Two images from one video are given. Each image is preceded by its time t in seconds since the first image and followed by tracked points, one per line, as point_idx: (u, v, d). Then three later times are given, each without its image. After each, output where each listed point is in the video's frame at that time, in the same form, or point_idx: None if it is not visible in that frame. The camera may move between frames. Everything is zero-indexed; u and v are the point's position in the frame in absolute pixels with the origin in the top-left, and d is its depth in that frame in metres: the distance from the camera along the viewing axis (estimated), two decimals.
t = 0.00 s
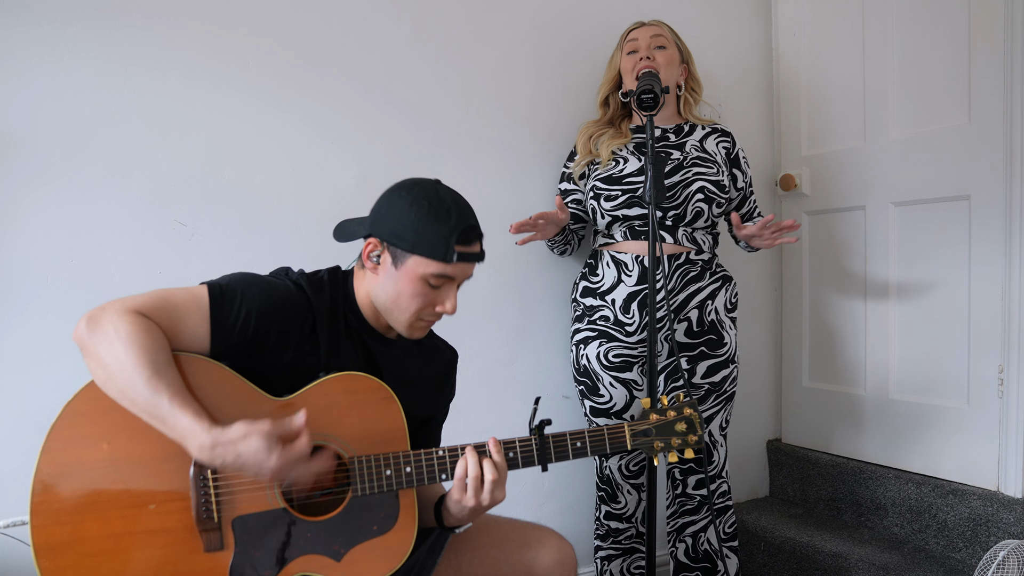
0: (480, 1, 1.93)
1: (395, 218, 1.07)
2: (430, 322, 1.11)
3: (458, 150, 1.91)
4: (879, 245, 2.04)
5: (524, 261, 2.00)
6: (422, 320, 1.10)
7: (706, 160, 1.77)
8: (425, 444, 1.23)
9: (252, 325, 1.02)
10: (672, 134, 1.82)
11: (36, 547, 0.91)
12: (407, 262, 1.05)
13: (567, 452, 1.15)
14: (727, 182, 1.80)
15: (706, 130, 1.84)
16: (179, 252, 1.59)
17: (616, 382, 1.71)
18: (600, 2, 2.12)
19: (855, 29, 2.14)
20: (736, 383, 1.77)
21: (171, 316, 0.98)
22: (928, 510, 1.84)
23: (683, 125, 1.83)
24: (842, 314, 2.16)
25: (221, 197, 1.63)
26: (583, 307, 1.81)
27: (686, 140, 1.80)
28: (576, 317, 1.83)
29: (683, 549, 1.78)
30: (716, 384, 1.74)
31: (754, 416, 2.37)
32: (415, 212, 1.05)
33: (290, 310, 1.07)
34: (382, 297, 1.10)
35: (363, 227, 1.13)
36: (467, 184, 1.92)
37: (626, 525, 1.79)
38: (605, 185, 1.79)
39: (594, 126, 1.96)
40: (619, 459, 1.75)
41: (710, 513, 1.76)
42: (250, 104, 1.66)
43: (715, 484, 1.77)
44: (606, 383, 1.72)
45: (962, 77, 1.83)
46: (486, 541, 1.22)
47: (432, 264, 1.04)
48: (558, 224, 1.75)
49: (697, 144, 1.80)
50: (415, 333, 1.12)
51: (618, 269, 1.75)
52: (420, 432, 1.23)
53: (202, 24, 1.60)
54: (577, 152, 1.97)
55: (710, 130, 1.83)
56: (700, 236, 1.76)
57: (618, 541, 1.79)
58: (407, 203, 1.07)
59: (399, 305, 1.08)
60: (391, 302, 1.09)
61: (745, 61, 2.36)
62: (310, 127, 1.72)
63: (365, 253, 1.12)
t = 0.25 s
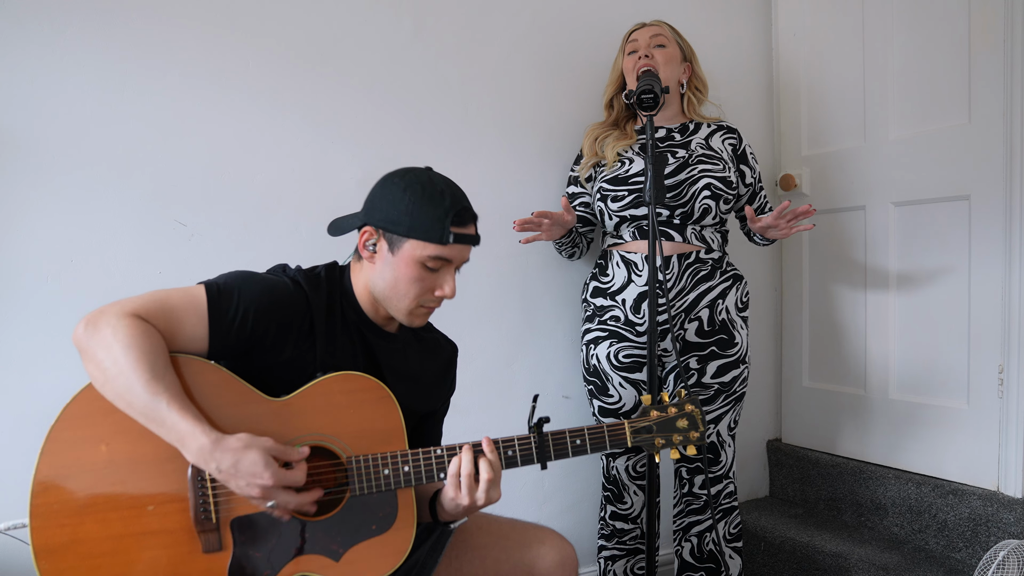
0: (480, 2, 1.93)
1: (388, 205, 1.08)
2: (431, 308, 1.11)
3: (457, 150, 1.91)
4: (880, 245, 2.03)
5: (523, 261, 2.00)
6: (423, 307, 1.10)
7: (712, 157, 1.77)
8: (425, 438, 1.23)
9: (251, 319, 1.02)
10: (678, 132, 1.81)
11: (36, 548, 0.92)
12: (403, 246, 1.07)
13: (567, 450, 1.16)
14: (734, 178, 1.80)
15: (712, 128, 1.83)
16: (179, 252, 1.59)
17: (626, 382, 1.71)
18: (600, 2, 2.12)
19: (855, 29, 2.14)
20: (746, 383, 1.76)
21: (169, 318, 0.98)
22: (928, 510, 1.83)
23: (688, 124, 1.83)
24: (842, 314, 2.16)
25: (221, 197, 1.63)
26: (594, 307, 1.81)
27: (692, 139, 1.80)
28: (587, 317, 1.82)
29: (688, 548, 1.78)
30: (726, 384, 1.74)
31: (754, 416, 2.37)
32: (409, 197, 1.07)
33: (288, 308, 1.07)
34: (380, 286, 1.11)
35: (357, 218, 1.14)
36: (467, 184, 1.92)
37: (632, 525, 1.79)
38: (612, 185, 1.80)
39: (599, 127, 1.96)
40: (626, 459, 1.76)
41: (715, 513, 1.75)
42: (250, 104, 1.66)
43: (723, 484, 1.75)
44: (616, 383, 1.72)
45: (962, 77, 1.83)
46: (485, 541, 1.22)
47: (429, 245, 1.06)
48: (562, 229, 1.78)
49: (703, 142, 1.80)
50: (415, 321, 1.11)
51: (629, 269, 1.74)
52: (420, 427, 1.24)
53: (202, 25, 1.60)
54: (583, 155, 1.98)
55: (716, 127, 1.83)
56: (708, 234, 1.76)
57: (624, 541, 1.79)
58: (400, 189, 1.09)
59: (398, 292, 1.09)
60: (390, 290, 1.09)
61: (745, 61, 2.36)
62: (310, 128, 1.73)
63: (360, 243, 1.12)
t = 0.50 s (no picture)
0: (480, 2, 1.93)
1: (377, 196, 1.10)
2: (427, 297, 1.12)
3: (457, 150, 1.91)
4: (880, 245, 2.03)
5: (523, 261, 2.00)
6: (418, 296, 1.11)
7: (719, 155, 1.77)
8: (421, 436, 1.24)
9: (244, 319, 1.03)
10: (683, 132, 1.82)
11: (34, 552, 0.92)
12: (394, 234, 1.08)
13: (562, 446, 1.16)
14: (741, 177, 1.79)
15: (717, 126, 1.83)
16: (178, 252, 1.59)
17: (635, 383, 1.72)
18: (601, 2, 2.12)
19: (855, 29, 2.14)
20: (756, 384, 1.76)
21: (161, 319, 0.98)
22: (928, 510, 1.83)
23: (694, 123, 1.83)
24: (842, 313, 2.16)
25: (220, 197, 1.63)
26: (604, 308, 1.81)
27: (697, 138, 1.80)
28: (597, 318, 1.83)
29: (693, 547, 1.78)
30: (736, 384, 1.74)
31: (754, 416, 2.37)
32: (396, 186, 1.09)
33: (281, 308, 1.08)
34: (373, 278, 1.11)
35: (345, 215, 1.15)
36: (467, 184, 1.92)
37: (637, 525, 1.79)
38: (619, 186, 1.80)
39: (604, 130, 1.97)
40: (633, 459, 1.76)
41: (723, 513, 1.75)
42: (250, 104, 1.66)
43: (730, 484, 1.75)
44: (625, 383, 1.72)
45: (962, 77, 1.83)
46: (485, 541, 1.22)
47: (420, 231, 1.07)
48: (567, 223, 1.74)
49: (709, 141, 1.80)
50: (411, 311, 1.12)
51: (638, 270, 1.74)
52: (416, 425, 1.25)
53: (202, 25, 1.60)
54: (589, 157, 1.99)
55: (722, 125, 1.83)
56: (717, 233, 1.76)
57: (628, 541, 1.79)
58: (386, 179, 1.11)
59: (392, 282, 1.09)
60: (383, 281, 1.10)
61: (745, 61, 2.36)
62: (310, 127, 1.73)
63: (350, 237, 1.13)
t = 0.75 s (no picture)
0: (480, 2, 1.93)
1: (375, 195, 1.10)
2: (425, 296, 1.12)
3: (457, 150, 1.91)
4: (880, 245, 2.03)
5: (523, 260, 2.00)
6: (416, 295, 1.11)
7: (723, 155, 1.77)
8: (420, 435, 1.25)
9: (240, 323, 1.03)
10: (688, 133, 1.82)
11: (35, 554, 0.92)
12: (393, 234, 1.08)
13: (562, 444, 1.15)
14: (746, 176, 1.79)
15: (722, 125, 1.84)
16: (178, 252, 1.59)
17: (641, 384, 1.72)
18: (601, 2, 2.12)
19: (855, 29, 2.14)
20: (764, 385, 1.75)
21: (157, 321, 0.98)
22: (928, 510, 1.83)
23: (698, 123, 1.83)
24: (843, 313, 2.16)
25: (221, 197, 1.63)
26: (612, 309, 1.81)
27: (701, 139, 1.80)
28: (604, 318, 1.82)
29: (697, 546, 1.79)
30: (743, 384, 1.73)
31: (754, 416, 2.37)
32: (395, 186, 1.09)
33: (278, 309, 1.08)
34: (371, 278, 1.11)
35: (343, 214, 1.15)
36: (467, 184, 1.92)
37: (640, 525, 1.79)
38: (624, 188, 1.81)
39: (608, 133, 1.98)
40: (637, 460, 1.76)
41: (727, 513, 1.74)
42: (250, 104, 1.66)
43: (735, 485, 1.74)
44: (632, 384, 1.73)
45: (962, 77, 1.83)
46: (486, 541, 1.22)
47: (419, 231, 1.08)
48: (574, 222, 1.77)
49: (713, 141, 1.80)
50: (410, 310, 1.12)
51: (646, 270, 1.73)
52: (415, 424, 1.25)
53: (202, 25, 1.60)
54: (594, 160, 2.00)
55: (726, 125, 1.83)
56: (723, 232, 1.76)
57: (631, 541, 1.79)
58: (385, 179, 1.10)
59: (390, 281, 1.09)
60: (382, 280, 1.10)
61: (745, 61, 2.36)
62: (310, 127, 1.73)
63: (349, 236, 1.13)
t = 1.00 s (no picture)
0: (480, 2, 1.93)
1: (379, 198, 1.10)
2: (426, 301, 1.12)
3: (457, 150, 1.91)
4: (880, 245, 2.03)
5: (523, 260, 2.00)
6: (417, 300, 1.11)
7: (726, 155, 1.77)
8: (420, 436, 1.25)
9: (241, 324, 1.03)
10: (690, 133, 1.82)
11: (34, 555, 0.92)
12: (396, 238, 1.08)
13: (561, 444, 1.15)
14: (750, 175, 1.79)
15: (724, 125, 1.83)
16: (178, 252, 1.59)
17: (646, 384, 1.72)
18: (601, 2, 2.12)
19: (855, 29, 2.14)
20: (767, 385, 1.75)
21: (157, 324, 0.98)
22: (928, 510, 1.83)
23: (701, 123, 1.83)
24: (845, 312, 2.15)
25: (221, 197, 1.63)
26: (617, 309, 1.81)
27: (704, 138, 1.80)
28: (610, 319, 1.83)
29: (700, 546, 1.79)
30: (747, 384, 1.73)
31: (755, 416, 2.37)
32: (399, 189, 1.09)
33: (279, 309, 1.08)
34: (373, 281, 1.11)
35: (346, 216, 1.15)
36: (467, 184, 1.92)
37: (642, 525, 1.79)
38: (627, 189, 1.81)
39: (610, 135, 1.98)
40: (640, 460, 1.76)
41: (730, 513, 1.75)
42: (250, 104, 1.66)
43: (738, 485, 1.75)
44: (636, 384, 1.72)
45: (962, 77, 1.83)
46: (486, 541, 1.22)
47: (422, 236, 1.07)
48: (574, 207, 1.81)
49: (716, 141, 1.79)
50: (410, 314, 1.12)
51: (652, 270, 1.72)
52: (416, 424, 1.25)
53: (202, 25, 1.60)
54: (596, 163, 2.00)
55: (729, 124, 1.83)
56: (727, 232, 1.76)
57: (633, 541, 1.79)
58: (388, 182, 1.10)
59: (392, 285, 1.09)
60: (384, 284, 1.10)
61: (746, 61, 2.36)
62: (310, 128, 1.73)
63: (352, 239, 1.13)
